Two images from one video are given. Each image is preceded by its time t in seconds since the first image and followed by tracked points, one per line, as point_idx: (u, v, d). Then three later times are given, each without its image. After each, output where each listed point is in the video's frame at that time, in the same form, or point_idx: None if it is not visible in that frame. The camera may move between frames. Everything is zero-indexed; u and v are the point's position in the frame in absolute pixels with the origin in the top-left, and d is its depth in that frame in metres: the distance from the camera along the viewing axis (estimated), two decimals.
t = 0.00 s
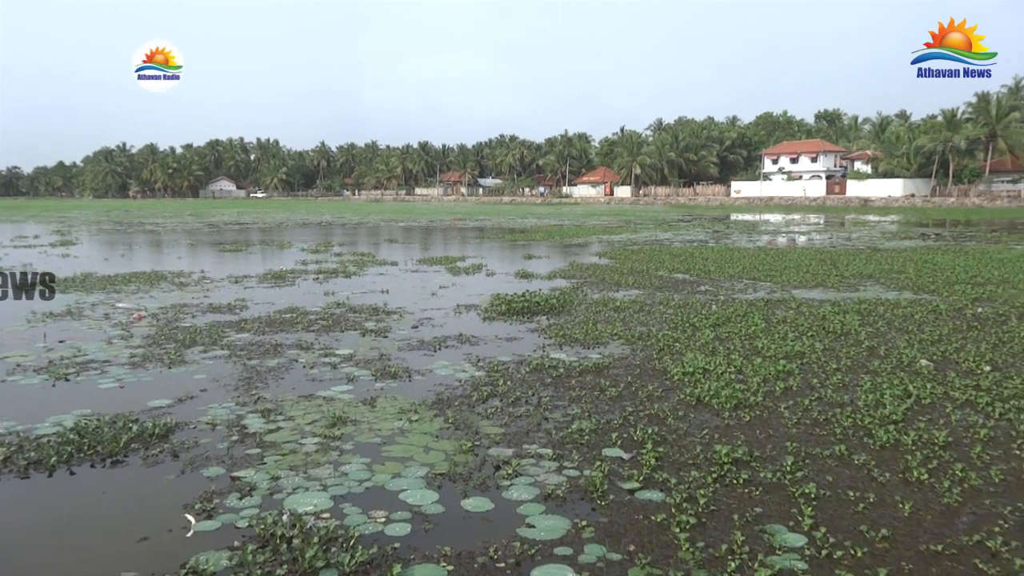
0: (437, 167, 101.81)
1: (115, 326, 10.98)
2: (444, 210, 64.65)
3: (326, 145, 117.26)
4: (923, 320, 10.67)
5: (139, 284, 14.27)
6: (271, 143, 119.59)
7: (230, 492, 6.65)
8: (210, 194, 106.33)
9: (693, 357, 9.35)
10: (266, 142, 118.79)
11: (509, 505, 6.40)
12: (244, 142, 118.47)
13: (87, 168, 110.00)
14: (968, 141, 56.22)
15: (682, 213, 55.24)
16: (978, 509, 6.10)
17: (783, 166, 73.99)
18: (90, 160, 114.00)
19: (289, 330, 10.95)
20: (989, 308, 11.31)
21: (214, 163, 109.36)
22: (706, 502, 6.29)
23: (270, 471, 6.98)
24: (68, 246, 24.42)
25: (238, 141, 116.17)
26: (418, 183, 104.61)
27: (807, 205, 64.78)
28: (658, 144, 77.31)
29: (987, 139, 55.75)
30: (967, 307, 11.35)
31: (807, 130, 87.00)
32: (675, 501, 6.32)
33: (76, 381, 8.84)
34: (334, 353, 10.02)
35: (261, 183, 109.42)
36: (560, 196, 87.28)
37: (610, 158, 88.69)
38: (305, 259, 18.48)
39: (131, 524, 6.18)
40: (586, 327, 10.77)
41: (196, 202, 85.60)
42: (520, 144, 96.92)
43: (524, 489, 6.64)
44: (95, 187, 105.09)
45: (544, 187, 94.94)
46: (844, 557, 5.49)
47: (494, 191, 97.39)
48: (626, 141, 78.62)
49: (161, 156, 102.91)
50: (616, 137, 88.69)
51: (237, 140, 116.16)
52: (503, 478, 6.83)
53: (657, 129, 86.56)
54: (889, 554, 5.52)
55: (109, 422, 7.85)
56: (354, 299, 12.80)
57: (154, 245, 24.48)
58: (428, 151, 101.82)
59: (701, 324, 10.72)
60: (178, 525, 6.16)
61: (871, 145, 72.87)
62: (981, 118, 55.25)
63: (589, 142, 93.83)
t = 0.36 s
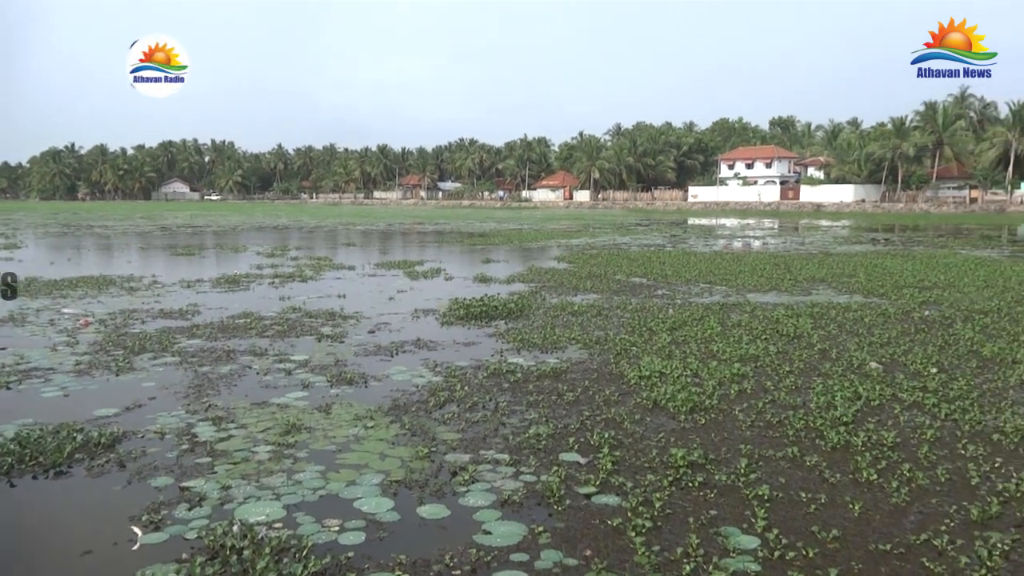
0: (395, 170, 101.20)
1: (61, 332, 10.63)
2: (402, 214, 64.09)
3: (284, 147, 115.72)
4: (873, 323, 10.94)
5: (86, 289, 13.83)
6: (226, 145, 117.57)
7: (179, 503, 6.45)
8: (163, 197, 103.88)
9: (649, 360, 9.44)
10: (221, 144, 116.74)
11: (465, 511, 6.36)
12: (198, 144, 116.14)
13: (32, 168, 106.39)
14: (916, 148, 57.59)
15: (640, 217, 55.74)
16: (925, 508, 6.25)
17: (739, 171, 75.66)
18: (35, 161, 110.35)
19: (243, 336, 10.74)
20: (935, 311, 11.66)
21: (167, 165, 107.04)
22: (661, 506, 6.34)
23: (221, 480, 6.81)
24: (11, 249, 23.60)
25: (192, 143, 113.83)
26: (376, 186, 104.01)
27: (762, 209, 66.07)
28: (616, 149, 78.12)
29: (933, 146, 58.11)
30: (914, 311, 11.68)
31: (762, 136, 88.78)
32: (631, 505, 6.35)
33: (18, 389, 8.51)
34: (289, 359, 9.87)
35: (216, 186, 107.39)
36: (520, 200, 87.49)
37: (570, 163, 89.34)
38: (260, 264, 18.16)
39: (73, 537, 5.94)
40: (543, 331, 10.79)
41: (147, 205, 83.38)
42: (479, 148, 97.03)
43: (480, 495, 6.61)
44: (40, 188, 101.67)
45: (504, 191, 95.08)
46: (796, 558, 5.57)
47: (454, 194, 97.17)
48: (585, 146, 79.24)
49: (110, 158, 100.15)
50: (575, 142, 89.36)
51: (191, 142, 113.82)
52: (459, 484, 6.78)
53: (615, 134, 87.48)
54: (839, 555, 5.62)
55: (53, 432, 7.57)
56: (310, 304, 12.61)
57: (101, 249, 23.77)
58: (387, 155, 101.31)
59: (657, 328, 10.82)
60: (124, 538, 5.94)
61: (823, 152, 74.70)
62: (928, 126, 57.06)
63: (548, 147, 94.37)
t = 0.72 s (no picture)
0: (325, 174, 99.67)
1: None
2: (331, 218, 62.90)
3: (208, 151, 112.38)
4: (795, 324, 11.37)
5: None
6: (146, 148, 113.32)
7: (96, 521, 6.12)
8: (77, 200, 99.09)
9: (581, 364, 9.55)
10: (141, 147, 112.43)
11: (397, 520, 6.27)
12: (116, 146, 111.47)
13: None
14: (834, 155, 60.53)
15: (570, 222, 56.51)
16: (845, 503, 6.52)
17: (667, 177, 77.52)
18: None
19: (165, 345, 10.34)
20: (852, 311, 12.21)
21: (81, 168, 102.25)
22: (593, 508, 6.42)
23: (142, 496, 6.50)
24: None
25: (109, 145, 109.16)
26: (306, 191, 102.07)
27: (689, 214, 67.95)
28: (547, 154, 79.07)
29: (850, 154, 59.92)
30: (833, 312, 12.20)
31: (689, 142, 91.48)
32: (564, 508, 6.41)
33: None
34: (214, 368, 9.54)
35: (135, 189, 103.28)
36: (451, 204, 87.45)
37: (501, 168, 89.91)
38: (183, 270, 17.57)
39: None
40: (476, 336, 10.78)
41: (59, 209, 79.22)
42: (410, 152, 96.63)
43: (413, 503, 6.53)
44: None
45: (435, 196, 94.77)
46: (724, 555, 5.72)
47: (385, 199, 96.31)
48: (516, 151, 79.91)
49: (18, 159, 94.86)
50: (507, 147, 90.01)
51: (108, 145, 109.14)
52: (391, 493, 6.69)
53: (545, 139, 88.57)
54: (765, 551, 5.81)
55: None
56: (236, 312, 12.25)
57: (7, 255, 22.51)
58: (316, 159, 99.74)
59: (589, 331, 10.97)
60: (35, 559, 5.58)
61: (746, 158, 77.50)
62: (844, 134, 59.89)
63: (479, 153, 94.77)
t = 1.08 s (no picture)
0: (263, 177, 97.79)
1: None
2: (270, 223, 61.63)
3: (141, 154, 108.89)
4: (733, 325, 11.65)
5: None
6: (73, 150, 109.05)
7: (20, 540, 5.81)
8: None
9: (525, 367, 9.58)
10: (68, 149, 108.18)
11: (340, 529, 6.15)
12: (40, 149, 106.88)
13: None
14: (768, 160, 62.54)
15: (513, 226, 56.79)
16: (782, 499, 6.71)
17: (606, 181, 78.27)
18: None
19: (95, 354, 9.94)
20: (787, 312, 12.59)
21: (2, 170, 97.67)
22: (538, 512, 6.44)
23: (70, 512, 6.21)
24: None
25: (32, 147, 104.59)
26: (243, 195, 99.92)
27: (630, 217, 69.11)
28: (489, 158, 79.40)
29: (783, 159, 61.74)
30: (769, 312, 12.55)
31: (629, 147, 93.09)
32: (508, 512, 6.41)
33: None
34: (148, 378, 9.22)
35: (62, 193, 99.21)
36: (393, 208, 86.87)
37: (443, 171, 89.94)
38: (114, 276, 16.95)
39: None
40: (419, 341, 10.71)
41: None
42: (351, 156, 95.72)
43: (356, 511, 6.43)
44: None
45: (376, 200, 93.96)
46: (666, 555, 5.80)
47: (326, 203, 94.97)
48: (458, 155, 80.00)
49: None
50: (449, 151, 89.97)
51: (32, 146, 104.57)
52: (334, 501, 6.58)
53: (487, 143, 88.90)
54: (707, 549, 5.92)
55: None
56: (171, 319, 11.87)
57: None
58: (254, 162, 97.77)
59: (532, 335, 11.01)
60: None
61: (685, 163, 79.32)
62: (778, 140, 61.85)
63: (421, 157, 94.48)
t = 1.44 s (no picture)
0: (213, 179, 95.92)
1: None
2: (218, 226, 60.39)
3: (85, 155, 105.73)
4: (686, 325, 11.83)
5: None
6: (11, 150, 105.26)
7: None
8: None
9: (480, 370, 9.57)
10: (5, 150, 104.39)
11: (294, 536, 6.07)
12: None
13: None
14: (718, 163, 64.19)
15: (467, 228, 56.73)
16: (735, 497, 6.84)
17: (561, 183, 79.02)
18: None
19: (36, 361, 9.61)
20: (738, 312, 12.84)
21: None
22: (495, 515, 6.45)
23: (10, 525, 6.00)
24: None
25: None
26: (192, 197, 97.78)
27: (584, 219, 69.70)
28: (443, 160, 79.28)
29: (733, 161, 64.05)
30: (720, 313, 12.78)
31: (583, 149, 93.90)
32: (465, 516, 6.40)
33: None
34: (92, 385, 8.95)
35: None
36: (346, 211, 86.04)
37: (397, 174, 89.50)
38: (54, 281, 16.44)
39: None
40: (374, 345, 10.62)
41: None
42: (302, 157, 94.52)
43: (310, 518, 6.35)
44: None
45: (329, 202, 92.94)
46: (622, 554, 5.86)
47: (277, 206, 93.55)
48: (412, 158, 79.74)
49: None
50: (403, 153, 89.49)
51: None
52: (287, 508, 6.48)
53: (441, 145, 88.73)
54: (662, 548, 6.00)
55: None
56: (116, 325, 11.54)
57: None
58: (203, 163, 95.82)
59: (488, 337, 11.01)
60: None
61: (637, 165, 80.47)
62: (728, 143, 63.26)
63: (374, 158, 93.79)
